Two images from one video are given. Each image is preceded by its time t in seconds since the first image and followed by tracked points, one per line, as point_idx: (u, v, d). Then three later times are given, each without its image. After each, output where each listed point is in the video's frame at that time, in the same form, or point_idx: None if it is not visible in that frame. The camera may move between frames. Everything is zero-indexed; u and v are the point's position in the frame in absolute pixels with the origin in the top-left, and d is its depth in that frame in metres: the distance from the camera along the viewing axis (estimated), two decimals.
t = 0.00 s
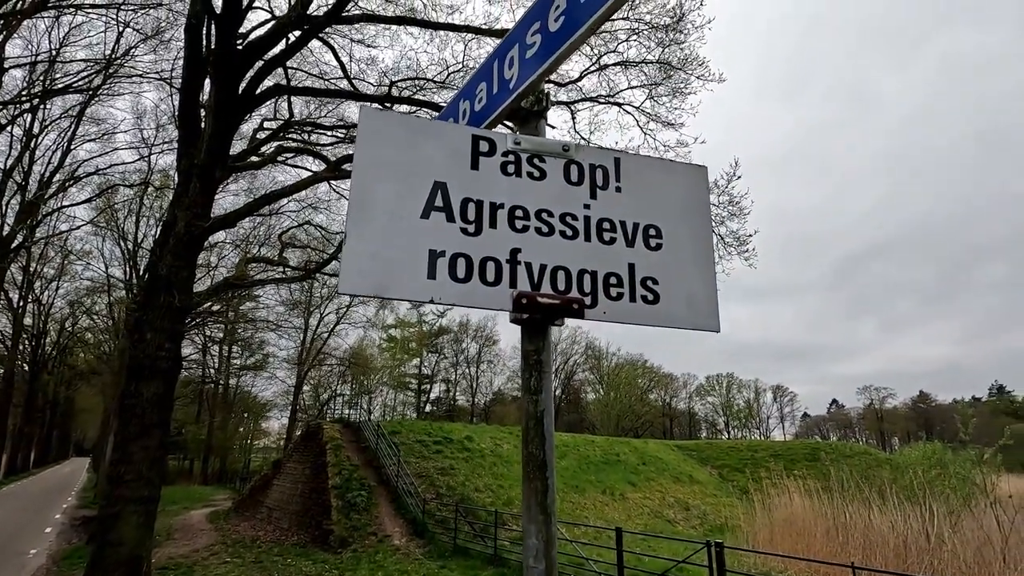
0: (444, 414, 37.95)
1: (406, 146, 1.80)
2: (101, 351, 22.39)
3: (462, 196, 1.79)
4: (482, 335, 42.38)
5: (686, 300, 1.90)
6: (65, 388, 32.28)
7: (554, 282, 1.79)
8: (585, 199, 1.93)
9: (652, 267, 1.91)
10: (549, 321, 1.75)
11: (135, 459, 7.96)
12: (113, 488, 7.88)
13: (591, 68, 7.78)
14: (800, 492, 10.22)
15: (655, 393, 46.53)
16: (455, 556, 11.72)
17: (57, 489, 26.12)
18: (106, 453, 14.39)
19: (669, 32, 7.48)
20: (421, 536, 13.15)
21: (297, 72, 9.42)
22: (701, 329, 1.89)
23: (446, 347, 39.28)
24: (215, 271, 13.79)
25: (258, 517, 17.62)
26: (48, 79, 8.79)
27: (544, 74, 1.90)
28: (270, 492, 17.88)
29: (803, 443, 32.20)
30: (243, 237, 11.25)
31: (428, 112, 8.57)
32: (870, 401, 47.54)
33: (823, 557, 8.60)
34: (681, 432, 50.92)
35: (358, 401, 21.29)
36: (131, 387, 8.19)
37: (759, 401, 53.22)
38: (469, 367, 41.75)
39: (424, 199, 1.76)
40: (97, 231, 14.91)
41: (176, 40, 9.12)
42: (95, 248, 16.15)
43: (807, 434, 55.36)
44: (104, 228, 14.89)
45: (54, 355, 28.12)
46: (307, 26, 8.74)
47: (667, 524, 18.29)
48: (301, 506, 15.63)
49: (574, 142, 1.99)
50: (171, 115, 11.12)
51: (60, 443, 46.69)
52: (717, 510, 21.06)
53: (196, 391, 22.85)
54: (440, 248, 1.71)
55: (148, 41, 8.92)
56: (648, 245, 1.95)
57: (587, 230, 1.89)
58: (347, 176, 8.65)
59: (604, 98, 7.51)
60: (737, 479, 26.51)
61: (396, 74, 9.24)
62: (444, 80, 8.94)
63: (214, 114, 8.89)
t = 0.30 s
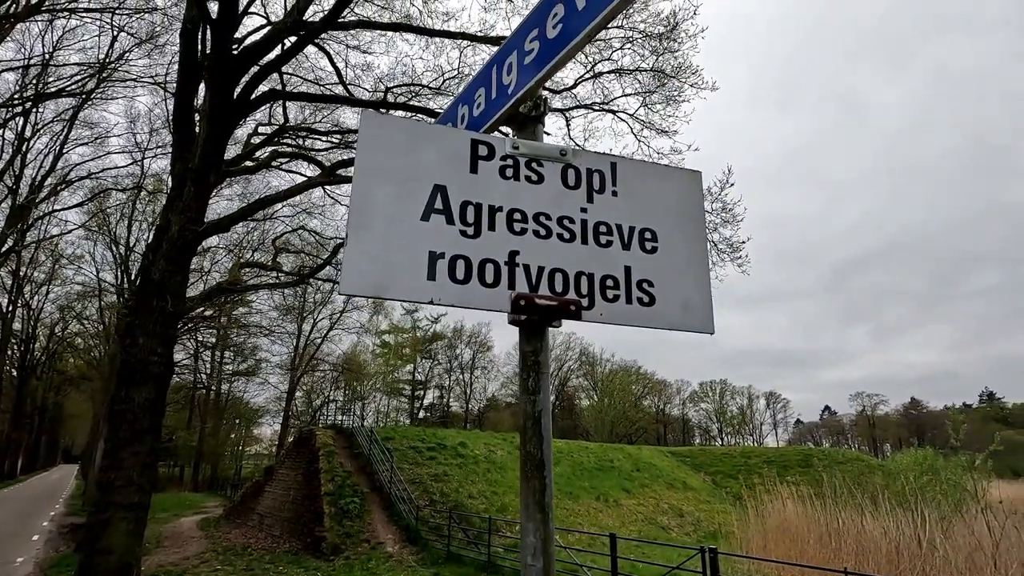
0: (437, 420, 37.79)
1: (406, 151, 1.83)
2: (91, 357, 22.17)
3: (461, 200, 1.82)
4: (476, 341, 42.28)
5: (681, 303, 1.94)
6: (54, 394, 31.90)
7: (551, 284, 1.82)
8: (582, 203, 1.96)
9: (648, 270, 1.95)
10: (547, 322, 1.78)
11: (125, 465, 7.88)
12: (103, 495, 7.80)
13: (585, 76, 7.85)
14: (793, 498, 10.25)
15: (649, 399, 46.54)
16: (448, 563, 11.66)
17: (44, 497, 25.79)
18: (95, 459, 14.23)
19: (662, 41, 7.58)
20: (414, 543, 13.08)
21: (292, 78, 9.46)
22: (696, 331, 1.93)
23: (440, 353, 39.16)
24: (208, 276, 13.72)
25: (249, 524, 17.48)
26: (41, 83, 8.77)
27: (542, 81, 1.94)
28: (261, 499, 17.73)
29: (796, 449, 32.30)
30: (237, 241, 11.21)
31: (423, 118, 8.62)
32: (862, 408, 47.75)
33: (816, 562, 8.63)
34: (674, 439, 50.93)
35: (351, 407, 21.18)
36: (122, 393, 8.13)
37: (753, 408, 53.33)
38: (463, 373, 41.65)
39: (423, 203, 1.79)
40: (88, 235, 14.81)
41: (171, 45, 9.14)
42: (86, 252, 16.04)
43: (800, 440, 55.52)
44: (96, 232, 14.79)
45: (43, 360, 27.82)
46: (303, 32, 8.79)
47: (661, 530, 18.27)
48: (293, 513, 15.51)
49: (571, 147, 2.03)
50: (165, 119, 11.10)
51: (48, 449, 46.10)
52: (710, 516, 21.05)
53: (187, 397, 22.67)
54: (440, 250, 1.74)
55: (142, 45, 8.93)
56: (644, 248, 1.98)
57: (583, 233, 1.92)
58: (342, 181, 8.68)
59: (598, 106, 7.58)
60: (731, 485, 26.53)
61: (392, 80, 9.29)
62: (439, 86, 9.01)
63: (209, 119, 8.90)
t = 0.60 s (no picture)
0: (432, 427, 37.62)
1: (407, 165, 1.87)
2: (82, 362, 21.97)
3: (461, 212, 1.87)
4: (470, 348, 42.12)
5: (675, 313, 1.99)
6: (44, 399, 31.54)
7: (549, 295, 1.87)
8: (578, 215, 2.01)
9: (643, 281, 2.00)
10: (544, 331, 1.83)
11: (117, 471, 7.84)
12: (95, 501, 7.75)
13: (581, 84, 7.92)
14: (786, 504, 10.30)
15: (644, 406, 46.50)
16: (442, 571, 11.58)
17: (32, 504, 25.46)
18: (85, 466, 14.10)
19: (656, 50, 7.68)
20: (408, 550, 13.02)
21: (288, 83, 9.49)
22: (690, 342, 1.98)
23: (434, 359, 38.99)
24: (202, 281, 13.68)
25: (241, 532, 17.36)
26: (35, 87, 8.79)
27: (540, 96, 2.00)
28: (253, 506, 17.61)
29: (790, 456, 32.32)
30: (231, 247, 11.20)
31: (419, 125, 8.68)
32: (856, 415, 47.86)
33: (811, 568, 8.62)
34: (669, 445, 50.85)
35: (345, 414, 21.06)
36: (114, 398, 8.10)
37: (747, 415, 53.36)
38: (457, 379, 41.51)
39: (425, 215, 1.83)
40: (81, 240, 14.73)
41: (166, 50, 9.17)
42: (78, 258, 15.97)
43: (795, 447, 55.52)
44: (89, 237, 14.72)
45: (33, 366, 27.52)
46: (300, 39, 8.84)
47: (656, 537, 18.23)
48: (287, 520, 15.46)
49: (568, 161, 2.08)
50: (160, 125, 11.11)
51: (37, 456, 45.56)
52: (705, 523, 21.02)
53: (179, 403, 22.52)
54: (441, 261, 1.78)
55: (138, 50, 8.97)
56: (639, 260, 2.03)
57: (580, 244, 1.97)
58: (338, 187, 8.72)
59: (593, 113, 7.65)
60: (725, 492, 26.51)
61: (388, 87, 9.34)
62: (435, 93, 9.06)
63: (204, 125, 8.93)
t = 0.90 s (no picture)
0: (425, 434, 37.35)
1: (378, 172, 1.88)
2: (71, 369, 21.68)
3: (432, 218, 1.88)
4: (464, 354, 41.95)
5: (646, 319, 2.00)
6: (31, 406, 31.08)
7: (519, 301, 1.87)
8: (550, 222, 2.02)
9: (615, 287, 2.01)
10: (514, 338, 1.84)
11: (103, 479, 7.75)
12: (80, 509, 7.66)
13: (574, 91, 7.96)
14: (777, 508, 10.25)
15: (638, 413, 46.35)
16: None
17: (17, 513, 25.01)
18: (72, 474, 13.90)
19: (648, 58, 7.73)
20: (399, 559, 12.71)
21: (282, 89, 9.48)
22: (660, 349, 1.99)
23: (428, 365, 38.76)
24: (193, 287, 13.59)
25: (230, 540, 17.13)
26: (26, 90, 8.74)
27: (513, 102, 2.01)
28: (243, 514, 17.42)
29: (783, 463, 32.24)
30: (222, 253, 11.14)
31: (411, 131, 8.68)
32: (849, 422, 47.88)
33: None
34: (662, 452, 50.71)
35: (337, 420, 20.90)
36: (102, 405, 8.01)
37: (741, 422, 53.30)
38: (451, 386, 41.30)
39: (395, 220, 1.84)
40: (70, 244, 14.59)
41: (159, 55, 9.15)
42: (68, 262, 15.81)
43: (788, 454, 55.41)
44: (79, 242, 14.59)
45: (20, 372, 27.12)
46: (293, 45, 8.84)
47: (649, 545, 18.13)
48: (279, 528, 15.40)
49: (541, 167, 2.09)
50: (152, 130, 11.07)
51: (24, 463, 44.85)
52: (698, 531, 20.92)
53: (169, 409, 22.26)
54: (410, 267, 1.79)
55: (130, 55, 8.94)
56: (610, 267, 2.04)
57: (552, 251, 1.98)
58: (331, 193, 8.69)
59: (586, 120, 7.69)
60: (719, 499, 26.40)
61: (381, 93, 9.36)
62: (428, 100, 9.08)
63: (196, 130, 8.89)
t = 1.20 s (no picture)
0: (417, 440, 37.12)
1: (369, 175, 1.95)
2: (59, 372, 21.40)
3: (422, 221, 1.93)
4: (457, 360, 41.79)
5: (639, 324, 2.00)
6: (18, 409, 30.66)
7: (510, 305, 1.90)
8: (541, 225, 2.05)
9: (607, 290, 2.01)
10: (504, 341, 1.86)
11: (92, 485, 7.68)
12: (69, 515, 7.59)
13: (569, 98, 7.99)
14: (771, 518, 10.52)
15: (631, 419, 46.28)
16: None
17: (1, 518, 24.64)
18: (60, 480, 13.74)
19: (643, 66, 7.78)
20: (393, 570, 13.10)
21: (277, 93, 9.47)
22: (653, 353, 1.99)
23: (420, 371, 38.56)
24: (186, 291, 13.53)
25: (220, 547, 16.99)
26: (19, 93, 8.67)
27: (503, 106, 2.04)
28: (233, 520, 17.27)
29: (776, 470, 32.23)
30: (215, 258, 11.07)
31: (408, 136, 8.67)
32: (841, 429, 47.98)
33: (792, 575, 8.15)
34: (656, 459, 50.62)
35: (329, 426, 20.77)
36: (92, 409, 7.95)
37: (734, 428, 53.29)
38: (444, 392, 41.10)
39: (385, 222, 1.89)
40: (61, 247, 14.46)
41: (154, 59, 9.14)
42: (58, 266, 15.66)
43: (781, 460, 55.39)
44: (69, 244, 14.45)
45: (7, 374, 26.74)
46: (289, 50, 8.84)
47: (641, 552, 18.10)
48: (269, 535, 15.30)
49: (533, 171, 2.14)
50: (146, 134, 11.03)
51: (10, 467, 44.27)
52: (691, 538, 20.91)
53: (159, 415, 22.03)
54: (400, 269, 1.85)
55: (125, 59, 8.92)
56: (603, 270, 2.04)
57: (543, 254, 2.01)
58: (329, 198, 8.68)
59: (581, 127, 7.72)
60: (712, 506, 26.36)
61: (377, 99, 9.36)
62: (425, 106, 9.08)
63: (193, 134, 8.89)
